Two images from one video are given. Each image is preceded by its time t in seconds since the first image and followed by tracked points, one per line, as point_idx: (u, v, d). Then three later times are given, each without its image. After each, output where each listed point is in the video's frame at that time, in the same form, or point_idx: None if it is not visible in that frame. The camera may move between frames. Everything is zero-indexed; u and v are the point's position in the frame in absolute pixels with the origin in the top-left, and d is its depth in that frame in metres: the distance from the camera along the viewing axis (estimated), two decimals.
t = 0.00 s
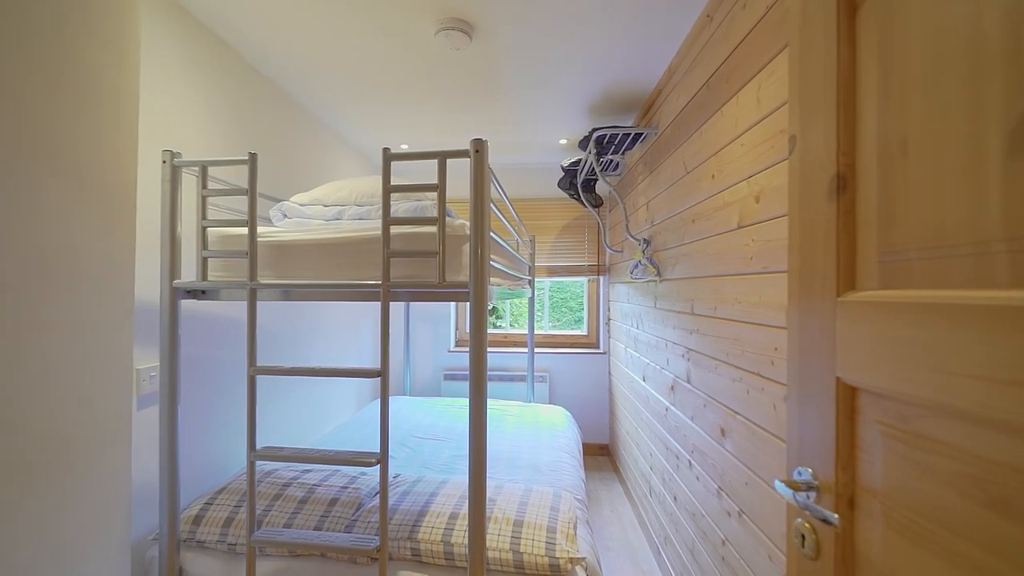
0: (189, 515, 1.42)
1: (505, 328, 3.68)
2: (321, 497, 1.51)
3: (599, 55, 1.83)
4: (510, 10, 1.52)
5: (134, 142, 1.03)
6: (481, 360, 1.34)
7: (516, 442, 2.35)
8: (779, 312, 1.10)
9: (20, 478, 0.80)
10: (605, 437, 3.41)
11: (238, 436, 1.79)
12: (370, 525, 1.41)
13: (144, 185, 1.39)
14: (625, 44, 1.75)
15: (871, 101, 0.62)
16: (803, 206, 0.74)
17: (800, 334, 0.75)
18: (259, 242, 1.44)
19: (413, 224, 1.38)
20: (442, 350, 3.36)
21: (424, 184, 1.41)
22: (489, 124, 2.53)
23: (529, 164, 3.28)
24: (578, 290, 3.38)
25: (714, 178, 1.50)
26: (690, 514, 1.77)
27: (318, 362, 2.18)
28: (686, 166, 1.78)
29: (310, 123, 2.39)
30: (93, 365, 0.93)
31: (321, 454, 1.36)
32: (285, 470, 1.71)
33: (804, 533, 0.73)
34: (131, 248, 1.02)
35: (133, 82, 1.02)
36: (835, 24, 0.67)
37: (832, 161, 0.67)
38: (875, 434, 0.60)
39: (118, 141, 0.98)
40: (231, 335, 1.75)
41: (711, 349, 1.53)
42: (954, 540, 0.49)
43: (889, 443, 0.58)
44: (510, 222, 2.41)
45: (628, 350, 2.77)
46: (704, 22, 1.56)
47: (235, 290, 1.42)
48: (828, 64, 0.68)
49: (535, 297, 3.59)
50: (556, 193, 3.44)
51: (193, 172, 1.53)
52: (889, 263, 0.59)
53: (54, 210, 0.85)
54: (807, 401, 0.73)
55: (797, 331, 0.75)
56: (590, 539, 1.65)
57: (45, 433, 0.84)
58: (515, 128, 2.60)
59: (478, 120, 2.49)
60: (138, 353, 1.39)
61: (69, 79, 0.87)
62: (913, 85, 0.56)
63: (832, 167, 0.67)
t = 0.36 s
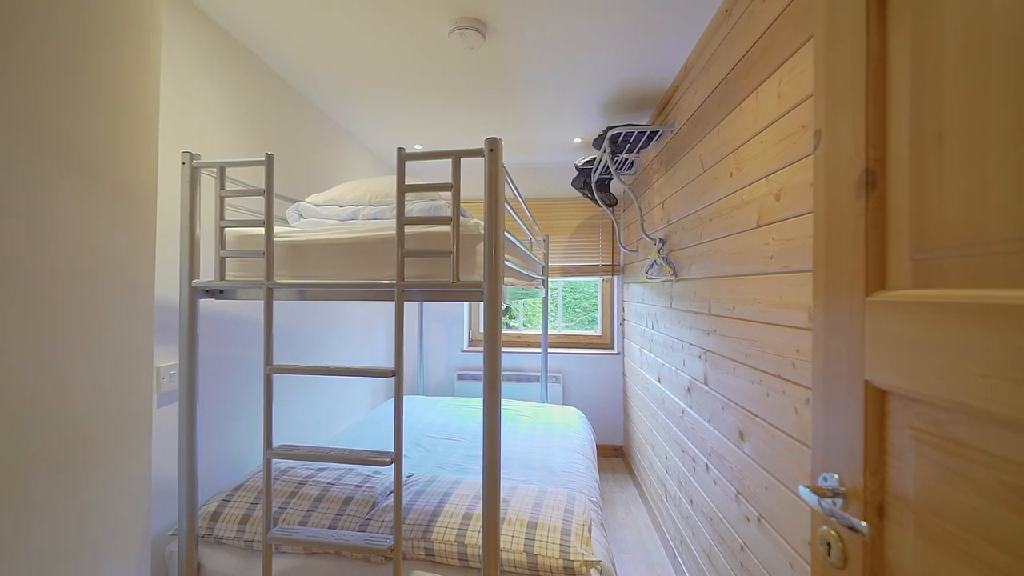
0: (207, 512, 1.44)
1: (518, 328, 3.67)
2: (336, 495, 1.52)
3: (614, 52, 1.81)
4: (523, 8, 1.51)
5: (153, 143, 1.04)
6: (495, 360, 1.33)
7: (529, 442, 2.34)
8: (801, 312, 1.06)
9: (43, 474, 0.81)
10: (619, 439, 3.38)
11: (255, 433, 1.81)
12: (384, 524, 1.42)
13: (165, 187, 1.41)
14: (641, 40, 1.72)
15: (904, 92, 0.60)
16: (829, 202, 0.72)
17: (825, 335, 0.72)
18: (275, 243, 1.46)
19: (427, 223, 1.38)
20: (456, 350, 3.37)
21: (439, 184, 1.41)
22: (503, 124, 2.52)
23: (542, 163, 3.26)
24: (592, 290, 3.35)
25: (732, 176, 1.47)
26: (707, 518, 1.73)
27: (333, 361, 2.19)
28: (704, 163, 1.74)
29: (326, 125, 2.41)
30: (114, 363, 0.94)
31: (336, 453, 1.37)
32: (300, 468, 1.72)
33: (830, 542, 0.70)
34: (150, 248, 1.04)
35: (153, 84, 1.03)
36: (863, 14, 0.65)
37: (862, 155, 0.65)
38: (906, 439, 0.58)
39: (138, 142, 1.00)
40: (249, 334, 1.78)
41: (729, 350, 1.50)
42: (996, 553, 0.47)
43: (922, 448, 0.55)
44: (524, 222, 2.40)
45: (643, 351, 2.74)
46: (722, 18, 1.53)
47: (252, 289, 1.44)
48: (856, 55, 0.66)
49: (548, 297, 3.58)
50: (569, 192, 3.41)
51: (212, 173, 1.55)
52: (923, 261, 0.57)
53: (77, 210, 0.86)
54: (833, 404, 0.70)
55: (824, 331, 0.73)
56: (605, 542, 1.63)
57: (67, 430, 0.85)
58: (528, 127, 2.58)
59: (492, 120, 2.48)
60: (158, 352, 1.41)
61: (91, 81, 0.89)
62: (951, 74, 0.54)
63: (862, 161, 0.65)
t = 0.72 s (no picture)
0: (217, 510, 1.45)
1: (526, 328, 3.65)
2: (343, 494, 1.52)
3: (623, 51, 1.79)
4: (531, 7, 1.50)
5: (163, 144, 1.05)
6: (502, 362, 1.32)
7: (537, 442, 2.33)
8: (815, 313, 1.04)
9: (53, 471, 0.82)
10: (628, 440, 3.36)
11: (265, 432, 1.82)
12: (391, 524, 1.41)
13: (175, 188, 1.42)
14: (650, 38, 1.70)
15: (925, 85, 0.58)
16: (846, 200, 0.70)
17: (842, 335, 0.71)
18: (284, 243, 1.46)
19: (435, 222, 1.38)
20: (464, 350, 3.36)
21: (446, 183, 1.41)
22: (511, 124, 2.51)
23: (550, 163, 3.25)
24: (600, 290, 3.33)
25: (743, 174, 1.45)
26: (717, 521, 1.71)
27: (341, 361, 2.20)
28: (714, 162, 1.72)
29: (334, 125, 2.42)
30: (121, 361, 0.95)
31: (343, 452, 1.37)
32: (309, 467, 1.73)
33: (845, 547, 0.69)
34: (161, 247, 1.04)
35: (163, 85, 1.04)
36: (880, 6, 0.63)
37: (880, 151, 0.63)
38: (925, 443, 0.56)
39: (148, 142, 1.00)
40: (258, 333, 1.79)
41: (741, 351, 1.47)
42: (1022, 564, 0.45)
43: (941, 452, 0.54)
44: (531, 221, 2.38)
45: (652, 352, 2.71)
46: (732, 15, 1.51)
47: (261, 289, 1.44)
48: (874, 48, 0.64)
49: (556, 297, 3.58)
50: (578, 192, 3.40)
51: (223, 173, 1.56)
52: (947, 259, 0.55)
53: (86, 209, 0.87)
54: (849, 406, 0.69)
55: (840, 333, 0.71)
56: (614, 544, 1.61)
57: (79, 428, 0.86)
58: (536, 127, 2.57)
59: (500, 120, 2.47)
60: (169, 350, 1.42)
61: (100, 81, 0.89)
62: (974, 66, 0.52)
63: (880, 157, 0.63)
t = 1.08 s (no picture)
0: (221, 509, 1.43)
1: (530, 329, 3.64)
2: (348, 494, 1.51)
3: (628, 51, 1.78)
4: (538, 5, 1.49)
5: (169, 145, 1.05)
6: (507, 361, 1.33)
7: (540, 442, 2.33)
8: (822, 313, 1.03)
9: (60, 471, 0.82)
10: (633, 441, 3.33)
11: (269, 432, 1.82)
12: (395, 525, 1.41)
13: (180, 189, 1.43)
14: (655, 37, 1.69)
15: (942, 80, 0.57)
16: (855, 197, 0.69)
17: (852, 335, 0.70)
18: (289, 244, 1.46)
19: (439, 222, 1.39)
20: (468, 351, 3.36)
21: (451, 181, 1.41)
22: (515, 125, 2.50)
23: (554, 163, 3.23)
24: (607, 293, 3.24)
25: (750, 174, 1.44)
26: (724, 523, 1.69)
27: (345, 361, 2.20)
28: (720, 161, 1.71)
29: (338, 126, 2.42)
30: (130, 362, 0.95)
31: (350, 453, 1.37)
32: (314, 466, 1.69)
33: (855, 551, 0.68)
34: (167, 248, 1.05)
35: (168, 86, 1.04)
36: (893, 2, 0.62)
37: (893, 148, 0.62)
38: (941, 446, 0.55)
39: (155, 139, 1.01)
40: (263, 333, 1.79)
41: (747, 350, 1.46)
42: None
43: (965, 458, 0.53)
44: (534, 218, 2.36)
45: (658, 352, 2.70)
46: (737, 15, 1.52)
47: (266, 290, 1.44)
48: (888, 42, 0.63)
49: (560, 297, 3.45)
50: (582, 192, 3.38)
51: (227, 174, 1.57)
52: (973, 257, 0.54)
53: (94, 210, 0.87)
54: (859, 407, 0.68)
55: (851, 334, 0.70)
56: (618, 545, 1.61)
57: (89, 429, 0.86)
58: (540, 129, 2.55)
59: (504, 120, 2.46)
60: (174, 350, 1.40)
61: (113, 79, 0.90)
62: (1005, 59, 0.51)
63: (892, 154, 0.62)
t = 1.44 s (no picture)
0: (226, 508, 1.44)
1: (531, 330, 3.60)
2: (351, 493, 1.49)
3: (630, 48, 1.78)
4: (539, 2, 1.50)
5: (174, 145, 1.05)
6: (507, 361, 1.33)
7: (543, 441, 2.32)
8: (826, 312, 1.03)
9: (71, 470, 0.83)
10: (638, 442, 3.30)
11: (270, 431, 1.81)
12: (399, 525, 1.41)
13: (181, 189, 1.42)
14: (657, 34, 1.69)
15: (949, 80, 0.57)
16: (865, 196, 0.68)
17: (858, 335, 0.69)
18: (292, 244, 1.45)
19: (444, 223, 1.39)
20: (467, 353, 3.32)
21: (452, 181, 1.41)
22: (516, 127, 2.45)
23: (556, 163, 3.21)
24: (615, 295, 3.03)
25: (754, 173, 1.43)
26: (728, 524, 1.67)
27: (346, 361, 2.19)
28: (723, 161, 1.71)
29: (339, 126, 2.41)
30: (148, 364, 0.95)
31: (354, 454, 1.37)
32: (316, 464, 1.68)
33: (863, 554, 0.67)
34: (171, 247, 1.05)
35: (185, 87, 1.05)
36: None
37: (901, 147, 0.61)
38: (956, 449, 0.56)
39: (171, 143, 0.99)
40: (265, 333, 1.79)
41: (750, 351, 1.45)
42: None
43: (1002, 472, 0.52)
44: (539, 216, 2.31)
45: (660, 353, 2.70)
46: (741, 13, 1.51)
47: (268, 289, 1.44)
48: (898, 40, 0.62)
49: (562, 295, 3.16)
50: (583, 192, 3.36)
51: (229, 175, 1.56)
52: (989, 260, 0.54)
53: (102, 211, 0.87)
54: (864, 407, 0.67)
55: (859, 335, 0.69)
56: (619, 547, 1.60)
57: (101, 429, 0.87)
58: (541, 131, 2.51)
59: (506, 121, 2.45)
60: (177, 350, 1.37)
61: (128, 83, 0.89)
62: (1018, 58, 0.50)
63: (900, 154, 0.61)
